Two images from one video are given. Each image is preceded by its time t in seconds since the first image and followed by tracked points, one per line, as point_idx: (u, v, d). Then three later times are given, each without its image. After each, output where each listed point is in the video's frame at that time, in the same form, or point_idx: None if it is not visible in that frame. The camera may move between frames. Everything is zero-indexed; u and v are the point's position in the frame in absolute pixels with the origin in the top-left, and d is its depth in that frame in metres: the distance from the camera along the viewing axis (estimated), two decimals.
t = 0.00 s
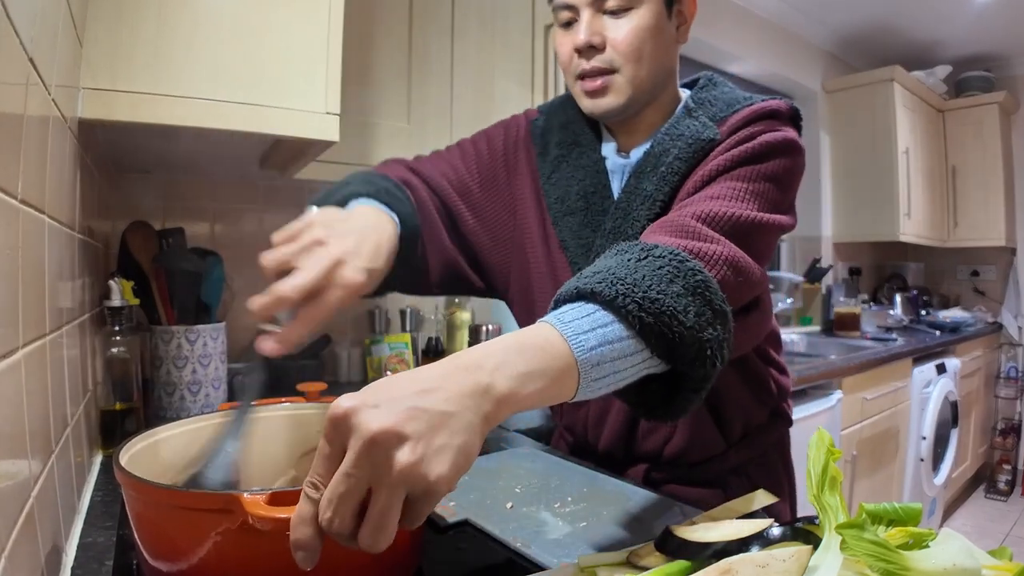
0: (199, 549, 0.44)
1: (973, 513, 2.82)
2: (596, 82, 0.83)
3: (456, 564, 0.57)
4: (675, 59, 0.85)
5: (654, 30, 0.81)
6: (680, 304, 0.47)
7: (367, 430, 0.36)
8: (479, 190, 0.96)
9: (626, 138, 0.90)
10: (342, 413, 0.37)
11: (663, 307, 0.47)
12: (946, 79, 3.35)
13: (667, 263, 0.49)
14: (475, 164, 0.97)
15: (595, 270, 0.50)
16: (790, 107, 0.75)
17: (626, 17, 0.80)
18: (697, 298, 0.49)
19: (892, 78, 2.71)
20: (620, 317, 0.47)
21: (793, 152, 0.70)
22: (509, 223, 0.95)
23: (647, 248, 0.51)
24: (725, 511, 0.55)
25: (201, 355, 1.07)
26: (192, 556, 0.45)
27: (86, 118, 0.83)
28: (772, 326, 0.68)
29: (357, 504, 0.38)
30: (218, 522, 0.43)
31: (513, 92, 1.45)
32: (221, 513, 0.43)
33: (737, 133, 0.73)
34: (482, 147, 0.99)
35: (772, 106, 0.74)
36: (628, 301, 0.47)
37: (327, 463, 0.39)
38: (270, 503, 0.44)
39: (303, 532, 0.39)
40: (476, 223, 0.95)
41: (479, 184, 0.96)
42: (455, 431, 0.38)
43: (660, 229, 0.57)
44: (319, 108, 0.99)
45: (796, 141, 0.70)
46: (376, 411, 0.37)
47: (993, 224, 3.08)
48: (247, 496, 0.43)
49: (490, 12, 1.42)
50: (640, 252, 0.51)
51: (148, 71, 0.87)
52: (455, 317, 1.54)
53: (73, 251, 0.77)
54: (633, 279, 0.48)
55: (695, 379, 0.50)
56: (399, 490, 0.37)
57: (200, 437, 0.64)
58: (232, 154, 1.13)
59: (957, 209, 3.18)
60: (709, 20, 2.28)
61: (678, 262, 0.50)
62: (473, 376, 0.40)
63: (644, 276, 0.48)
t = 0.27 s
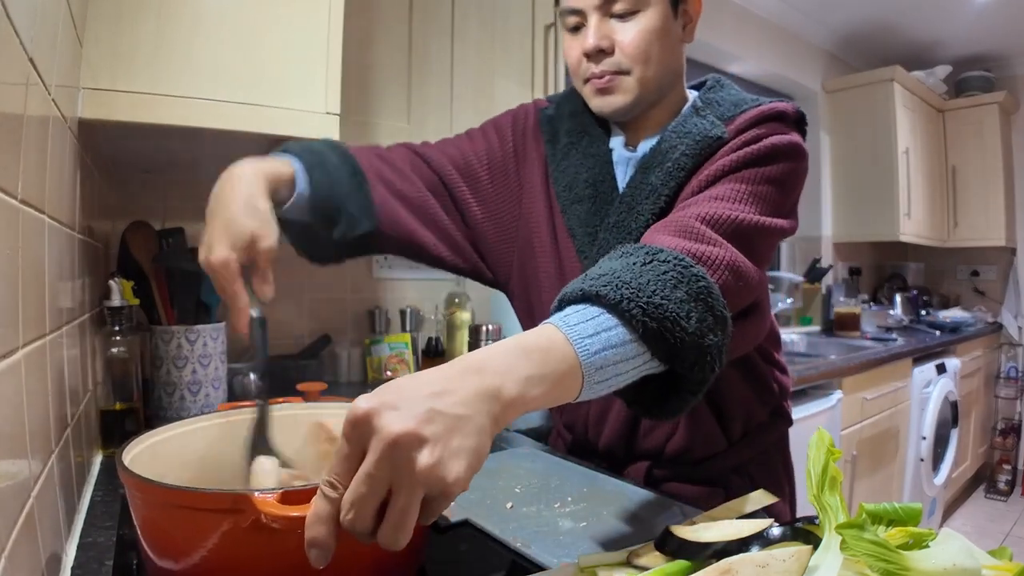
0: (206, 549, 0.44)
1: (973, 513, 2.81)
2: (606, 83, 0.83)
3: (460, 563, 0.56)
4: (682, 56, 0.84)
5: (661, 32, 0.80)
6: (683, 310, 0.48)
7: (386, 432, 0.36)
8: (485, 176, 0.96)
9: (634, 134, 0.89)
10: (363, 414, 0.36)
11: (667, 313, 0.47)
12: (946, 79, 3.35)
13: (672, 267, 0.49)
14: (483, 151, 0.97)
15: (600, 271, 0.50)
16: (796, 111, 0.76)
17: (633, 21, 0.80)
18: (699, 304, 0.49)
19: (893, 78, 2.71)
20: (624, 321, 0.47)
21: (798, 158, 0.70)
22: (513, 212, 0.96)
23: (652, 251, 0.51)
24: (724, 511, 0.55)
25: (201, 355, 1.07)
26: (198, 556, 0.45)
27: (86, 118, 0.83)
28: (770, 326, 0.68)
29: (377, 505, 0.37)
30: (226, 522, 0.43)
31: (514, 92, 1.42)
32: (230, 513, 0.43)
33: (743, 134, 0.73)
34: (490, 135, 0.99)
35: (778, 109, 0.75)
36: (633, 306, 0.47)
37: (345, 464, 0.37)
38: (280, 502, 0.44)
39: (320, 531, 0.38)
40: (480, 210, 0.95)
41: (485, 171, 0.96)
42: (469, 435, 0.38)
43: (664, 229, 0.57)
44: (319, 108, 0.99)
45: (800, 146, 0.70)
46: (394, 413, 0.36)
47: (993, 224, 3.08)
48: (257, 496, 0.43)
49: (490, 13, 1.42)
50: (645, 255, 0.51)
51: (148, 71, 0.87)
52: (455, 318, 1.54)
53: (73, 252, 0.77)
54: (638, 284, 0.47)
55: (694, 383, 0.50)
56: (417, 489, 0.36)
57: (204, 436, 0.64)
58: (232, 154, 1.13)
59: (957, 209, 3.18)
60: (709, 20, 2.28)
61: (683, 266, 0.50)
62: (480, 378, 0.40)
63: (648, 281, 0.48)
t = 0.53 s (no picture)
0: (209, 549, 0.44)
1: (973, 513, 2.81)
2: (602, 87, 0.83)
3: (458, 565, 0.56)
4: (677, 60, 0.85)
5: (658, 35, 0.81)
6: (687, 305, 0.48)
7: (387, 437, 0.36)
8: (482, 207, 0.98)
9: (627, 136, 0.90)
10: (365, 418, 0.36)
11: (671, 307, 0.47)
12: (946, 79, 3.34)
13: (674, 263, 0.49)
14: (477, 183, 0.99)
15: (602, 269, 0.50)
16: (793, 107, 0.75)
17: (630, 23, 0.80)
18: (703, 299, 0.49)
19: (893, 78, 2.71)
20: (628, 317, 0.47)
21: (796, 153, 0.70)
22: (515, 235, 0.97)
23: (654, 248, 0.51)
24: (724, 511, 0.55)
25: (201, 355, 1.07)
26: (200, 556, 0.45)
27: (86, 118, 0.83)
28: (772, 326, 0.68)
29: (376, 510, 0.37)
30: (228, 522, 0.43)
31: (513, 92, 1.46)
32: (232, 512, 0.43)
33: (740, 132, 0.73)
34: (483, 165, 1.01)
35: (775, 106, 0.75)
36: (637, 301, 0.46)
37: (344, 469, 0.37)
38: (281, 503, 0.44)
39: (313, 534, 0.38)
40: (483, 239, 0.97)
41: (482, 201, 0.98)
42: (474, 437, 0.38)
43: (664, 226, 0.57)
44: (320, 108, 0.99)
45: (798, 143, 0.70)
46: (397, 419, 0.36)
47: (994, 224, 3.08)
48: (257, 496, 0.43)
49: (490, 14, 1.42)
50: (647, 251, 0.51)
51: (147, 71, 0.87)
52: (455, 318, 1.55)
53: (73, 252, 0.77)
54: (641, 279, 0.47)
55: (700, 379, 0.50)
56: (418, 496, 0.36)
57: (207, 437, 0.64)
58: (232, 154, 1.13)
59: (957, 210, 3.18)
60: (709, 20, 2.28)
61: (686, 262, 0.50)
62: (484, 377, 0.40)
63: (652, 276, 0.48)
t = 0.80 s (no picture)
0: (209, 549, 0.44)
1: (973, 513, 2.81)
2: (591, 88, 0.83)
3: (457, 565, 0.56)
4: (667, 62, 0.85)
5: (647, 37, 0.81)
6: (684, 296, 0.48)
7: (387, 439, 0.36)
8: (485, 212, 0.97)
9: (617, 138, 0.91)
10: (364, 419, 0.36)
11: (667, 299, 0.47)
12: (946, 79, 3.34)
13: (669, 255, 0.49)
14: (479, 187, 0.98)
15: (598, 265, 0.50)
16: (782, 104, 0.75)
17: (619, 24, 0.81)
18: (699, 290, 0.49)
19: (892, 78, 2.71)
20: (625, 310, 0.47)
21: (787, 148, 0.70)
22: (516, 238, 0.96)
23: (648, 242, 0.51)
24: (724, 510, 0.54)
25: (201, 355, 1.07)
26: (200, 556, 0.45)
27: (86, 118, 0.83)
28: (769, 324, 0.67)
29: (375, 511, 0.37)
30: (229, 522, 0.43)
31: (513, 93, 1.46)
32: (232, 512, 0.43)
33: (729, 130, 0.73)
34: (484, 168, 1.00)
35: (762, 103, 0.74)
36: (633, 294, 0.46)
37: (343, 469, 0.37)
38: (282, 503, 0.44)
39: (313, 534, 0.38)
40: (487, 244, 0.96)
41: (485, 206, 0.97)
42: (475, 436, 0.38)
43: (658, 223, 0.58)
44: (320, 108, 0.99)
45: (788, 138, 0.70)
46: (397, 419, 0.36)
47: (994, 224, 3.08)
48: (257, 496, 0.43)
49: (490, 14, 1.42)
50: (642, 246, 0.51)
51: (148, 71, 0.87)
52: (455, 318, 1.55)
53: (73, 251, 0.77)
54: (637, 273, 0.48)
55: (700, 370, 0.50)
56: (418, 497, 0.36)
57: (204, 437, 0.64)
58: (232, 154, 1.13)
59: (957, 210, 3.18)
60: (709, 19, 2.28)
61: (681, 254, 0.50)
62: (486, 376, 0.40)
63: (647, 269, 0.48)
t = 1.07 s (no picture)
0: (212, 552, 0.44)
1: (973, 513, 2.81)
2: (591, 84, 0.83)
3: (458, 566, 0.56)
4: (664, 64, 0.85)
5: (646, 37, 0.81)
6: (689, 294, 0.48)
7: (403, 444, 0.35)
8: (480, 213, 0.98)
9: (615, 138, 0.91)
10: (379, 424, 0.36)
11: (674, 297, 0.47)
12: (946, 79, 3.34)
13: (674, 254, 0.50)
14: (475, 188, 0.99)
15: (603, 264, 0.50)
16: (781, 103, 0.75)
17: (620, 23, 0.81)
18: (704, 288, 0.49)
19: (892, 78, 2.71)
20: (632, 310, 0.47)
21: (786, 147, 0.70)
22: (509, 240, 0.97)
23: (652, 240, 0.51)
24: (725, 511, 0.54)
25: (201, 355, 1.07)
26: (202, 559, 0.45)
27: (86, 118, 0.83)
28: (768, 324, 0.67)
29: (387, 516, 0.37)
30: (231, 525, 0.43)
31: (513, 93, 1.46)
32: (235, 515, 0.43)
33: (728, 130, 0.73)
34: (480, 168, 1.00)
35: (760, 103, 0.74)
36: (639, 293, 0.46)
37: (355, 473, 0.37)
38: (286, 506, 0.44)
39: (322, 537, 0.37)
40: (481, 245, 0.97)
41: (480, 207, 0.98)
42: (483, 441, 0.38)
43: (660, 221, 0.58)
44: (320, 108, 0.99)
45: (786, 137, 0.70)
46: (413, 425, 0.36)
47: (994, 224, 3.08)
48: (261, 500, 0.43)
49: (490, 14, 1.42)
50: (646, 244, 0.51)
51: (147, 71, 0.87)
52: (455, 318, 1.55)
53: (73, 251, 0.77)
54: (643, 271, 0.48)
55: (705, 369, 0.50)
56: (431, 503, 0.36)
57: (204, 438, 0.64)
58: (231, 154, 1.13)
59: (957, 210, 3.18)
60: (709, 19, 2.28)
61: (684, 252, 0.50)
62: (494, 377, 0.40)
63: (653, 268, 0.48)
